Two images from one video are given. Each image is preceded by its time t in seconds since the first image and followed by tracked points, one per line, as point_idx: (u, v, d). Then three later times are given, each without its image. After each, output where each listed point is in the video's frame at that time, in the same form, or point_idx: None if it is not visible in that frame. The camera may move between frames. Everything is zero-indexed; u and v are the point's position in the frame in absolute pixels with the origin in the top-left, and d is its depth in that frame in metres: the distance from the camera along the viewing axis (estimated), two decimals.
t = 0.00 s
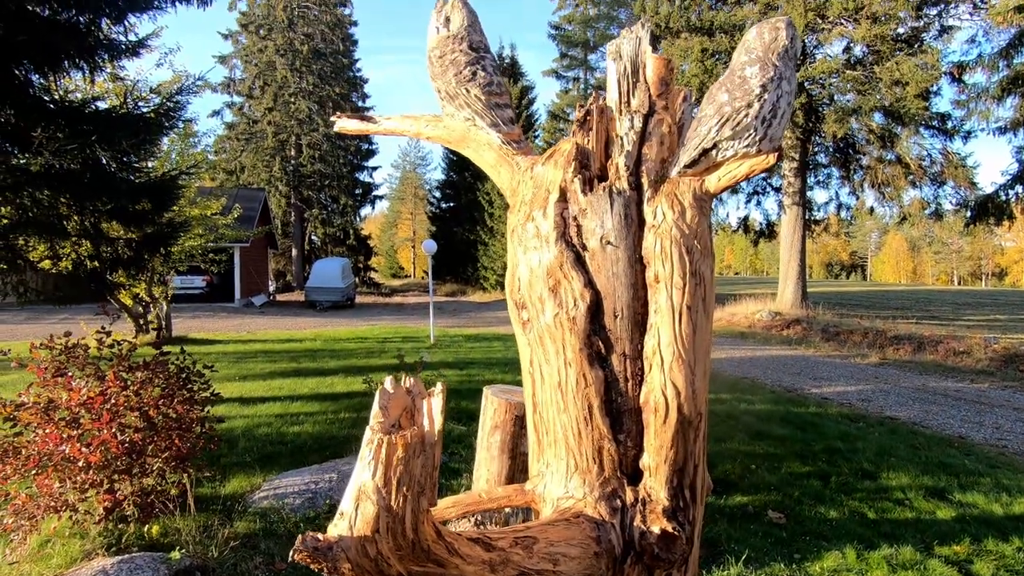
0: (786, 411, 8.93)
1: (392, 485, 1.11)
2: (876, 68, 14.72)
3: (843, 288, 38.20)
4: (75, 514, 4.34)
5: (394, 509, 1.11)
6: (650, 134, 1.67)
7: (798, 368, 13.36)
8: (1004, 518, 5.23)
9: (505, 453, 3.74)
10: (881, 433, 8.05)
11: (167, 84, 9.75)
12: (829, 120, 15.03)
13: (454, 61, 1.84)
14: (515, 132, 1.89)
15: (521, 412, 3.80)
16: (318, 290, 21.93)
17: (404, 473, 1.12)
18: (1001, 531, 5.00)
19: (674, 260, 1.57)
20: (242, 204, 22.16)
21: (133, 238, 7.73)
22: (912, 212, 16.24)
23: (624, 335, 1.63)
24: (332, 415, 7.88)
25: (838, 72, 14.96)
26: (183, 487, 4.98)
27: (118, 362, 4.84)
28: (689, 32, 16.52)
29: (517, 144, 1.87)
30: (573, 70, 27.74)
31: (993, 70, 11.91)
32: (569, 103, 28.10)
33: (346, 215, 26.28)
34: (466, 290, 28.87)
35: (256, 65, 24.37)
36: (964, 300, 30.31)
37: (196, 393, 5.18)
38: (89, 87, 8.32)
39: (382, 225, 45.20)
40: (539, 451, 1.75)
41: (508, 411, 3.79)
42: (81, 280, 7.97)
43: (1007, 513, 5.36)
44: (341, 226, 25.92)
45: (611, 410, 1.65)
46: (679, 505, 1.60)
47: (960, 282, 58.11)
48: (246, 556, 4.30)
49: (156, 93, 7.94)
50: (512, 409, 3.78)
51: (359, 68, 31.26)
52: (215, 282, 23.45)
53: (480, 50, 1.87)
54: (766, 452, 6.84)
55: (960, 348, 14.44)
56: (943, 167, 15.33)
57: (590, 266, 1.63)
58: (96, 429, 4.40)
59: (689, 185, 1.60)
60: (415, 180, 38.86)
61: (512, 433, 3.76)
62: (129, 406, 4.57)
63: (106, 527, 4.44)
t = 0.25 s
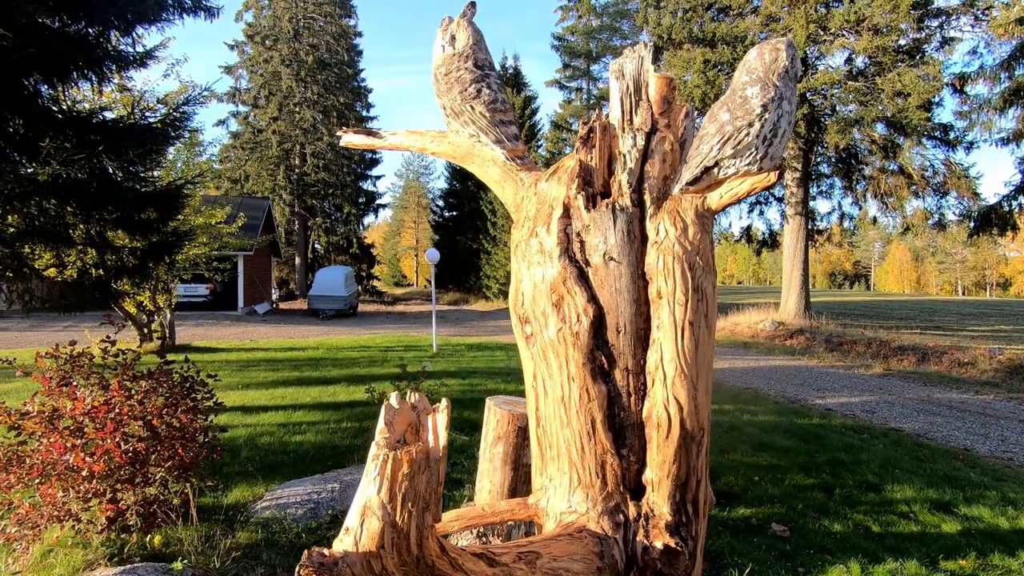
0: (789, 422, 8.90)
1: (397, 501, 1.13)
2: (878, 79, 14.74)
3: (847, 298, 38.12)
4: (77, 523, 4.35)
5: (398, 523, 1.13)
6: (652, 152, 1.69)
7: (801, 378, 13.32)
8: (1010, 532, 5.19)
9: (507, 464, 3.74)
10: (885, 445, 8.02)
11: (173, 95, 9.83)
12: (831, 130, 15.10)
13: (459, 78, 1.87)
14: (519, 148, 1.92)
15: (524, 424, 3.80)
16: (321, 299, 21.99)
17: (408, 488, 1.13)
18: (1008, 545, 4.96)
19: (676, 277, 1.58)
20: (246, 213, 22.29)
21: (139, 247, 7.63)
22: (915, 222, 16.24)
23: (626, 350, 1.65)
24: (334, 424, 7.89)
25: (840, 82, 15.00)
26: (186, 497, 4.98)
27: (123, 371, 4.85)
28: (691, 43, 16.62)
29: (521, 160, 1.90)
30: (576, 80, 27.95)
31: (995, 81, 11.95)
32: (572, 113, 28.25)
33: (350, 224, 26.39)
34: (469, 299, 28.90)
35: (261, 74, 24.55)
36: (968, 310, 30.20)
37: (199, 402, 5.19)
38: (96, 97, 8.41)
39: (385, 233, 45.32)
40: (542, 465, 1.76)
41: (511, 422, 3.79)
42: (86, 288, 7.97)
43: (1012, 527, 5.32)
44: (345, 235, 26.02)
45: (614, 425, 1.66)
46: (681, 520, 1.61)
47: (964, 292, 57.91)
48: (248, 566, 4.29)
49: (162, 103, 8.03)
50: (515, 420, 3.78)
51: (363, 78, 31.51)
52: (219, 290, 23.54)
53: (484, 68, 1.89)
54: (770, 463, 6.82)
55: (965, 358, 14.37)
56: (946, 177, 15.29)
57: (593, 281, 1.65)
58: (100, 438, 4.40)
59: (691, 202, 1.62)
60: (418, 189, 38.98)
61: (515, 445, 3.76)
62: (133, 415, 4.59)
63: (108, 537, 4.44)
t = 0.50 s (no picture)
0: (791, 429, 8.89)
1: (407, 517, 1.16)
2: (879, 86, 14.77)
3: (848, 304, 38.04)
4: (81, 530, 4.36)
5: (407, 539, 1.16)
6: (657, 168, 1.72)
7: (803, 385, 13.30)
8: (1013, 541, 5.18)
9: (510, 472, 3.74)
10: (887, 453, 8.01)
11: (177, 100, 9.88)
12: (832, 137, 15.13)
13: (465, 93, 1.89)
14: (525, 163, 1.94)
15: (527, 432, 3.81)
16: (322, 303, 22.01)
17: (418, 505, 1.17)
18: (1011, 555, 4.95)
19: (681, 292, 1.60)
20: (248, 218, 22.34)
21: (142, 252, 7.62)
22: (917, 228, 16.24)
23: (631, 363, 1.66)
24: (336, 430, 7.89)
25: (841, 89, 15.05)
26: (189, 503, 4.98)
27: (127, 378, 4.85)
28: (693, 50, 16.68)
29: (527, 175, 1.92)
30: (577, 86, 28.06)
31: (996, 88, 11.98)
32: (574, 118, 28.32)
33: (351, 228, 26.43)
34: (470, 304, 28.90)
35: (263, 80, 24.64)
36: (970, 316, 30.12)
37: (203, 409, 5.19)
38: (100, 103, 8.45)
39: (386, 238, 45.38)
40: (547, 477, 1.78)
41: (513, 430, 3.79)
42: (88, 293, 7.86)
43: (1015, 536, 5.31)
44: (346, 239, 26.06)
45: (619, 438, 1.67)
46: (685, 533, 1.62)
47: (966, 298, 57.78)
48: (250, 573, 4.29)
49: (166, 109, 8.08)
50: (517, 428, 3.78)
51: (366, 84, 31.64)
52: (221, 294, 23.58)
53: (491, 84, 1.92)
54: (772, 471, 6.81)
55: (967, 365, 14.33)
56: (947, 184, 15.31)
57: (598, 295, 1.67)
58: (104, 445, 4.40)
59: (695, 218, 1.65)
60: (419, 194, 39.06)
61: (518, 452, 3.76)
62: (136, 422, 4.60)
63: (111, 544, 4.45)
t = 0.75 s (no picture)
0: (793, 440, 8.87)
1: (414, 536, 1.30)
2: (879, 97, 14.82)
3: (851, 313, 37.90)
4: (85, 540, 4.37)
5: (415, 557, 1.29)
6: (660, 187, 1.74)
7: (805, 395, 13.25)
8: (1018, 555, 5.16)
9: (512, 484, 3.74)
10: (890, 464, 7.98)
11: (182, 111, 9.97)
12: (834, 147, 15.16)
13: (471, 112, 1.92)
14: (529, 180, 1.97)
15: (530, 443, 3.81)
16: (324, 312, 22.03)
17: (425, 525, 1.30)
18: (1015, 569, 4.93)
19: (683, 309, 1.62)
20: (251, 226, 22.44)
21: (146, 261, 7.71)
22: (919, 238, 16.25)
23: (634, 380, 1.68)
24: (337, 440, 7.89)
25: (842, 100, 15.13)
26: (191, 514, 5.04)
27: (131, 388, 4.86)
28: (694, 60, 16.79)
29: (532, 192, 1.95)
30: (579, 96, 28.22)
31: (997, 100, 12.03)
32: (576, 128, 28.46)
33: (354, 237, 26.52)
34: (471, 313, 28.90)
35: (268, 90, 24.82)
36: (974, 326, 29.99)
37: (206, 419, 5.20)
38: (107, 114, 8.53)
39: (388, 246, 45.45)
40: (551, 491, 1.79)
41: (516, 442, 3.80)
42: (92, 301, 7.75)
43: (1019, 549, 5.28)
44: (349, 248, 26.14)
45: (622, 453, 1.69)
46: (689, 548, 1.64)
47: (969, 308, 57.54)
48: None
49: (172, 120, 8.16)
50: (520, 439, 3.79)
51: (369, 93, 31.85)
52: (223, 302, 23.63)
53: (496, 102, 1.95)
54: (774, 482, 6.79)
55: (971, 376, 14.26)
56: (948, 194, 15.35)
57: (601, 312, 1.69)
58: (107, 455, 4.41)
59: (698, 237, 1.67)
60: (422, 203, 39.17)
61: (520, 464, 3.77)
62: (140, 432, 4.60)
63: (114, 554, 4.48)
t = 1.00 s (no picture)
0: (798, 455, 8.81)
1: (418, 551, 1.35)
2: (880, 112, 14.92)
3: (855, 326, 37.72)
4: (86, 553, 4.36)
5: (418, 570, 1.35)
6: (661, 204, 1.77)
7: (810, 410, 13.18)
8: None
9: (514, 499, 3.73)
10: (896, 479, 7.91)
11: (189, 125, 10.08)
12: (835, 161, 15.21)
13: (475, 130, 1.95)
14: (533, 197, 2.00)
15: (532, 457, 3.81)
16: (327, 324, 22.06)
17: (430, 538, 1.36)
18: None
19: (685, 324, 1.64)
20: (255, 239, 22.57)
21: (150, 274, 7.80)
22: (921, 252, 16.25)
23: (637, 395, 1.70)
24: (340, 453, 7.88)
25: (843, 115, 15.23)
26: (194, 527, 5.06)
27: (134, 400, 4.87)
28: (696, 76, 16.95)
29: (535, 209, 1.98)
30: (582, 110, 28.44)
31: (997, 115, 12.11)
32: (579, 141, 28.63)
33: (357, 250, 26.62)
34: (474, 326, 28.88)
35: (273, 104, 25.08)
36: (980, 339, 29.82)
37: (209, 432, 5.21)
38: (115, 129, 8.64)
39: (392, 259, 45.59)
40: (554, 506, 1.80)
41: (518, 456, 3.79)
42: (94, 313, 8.05)
43: None
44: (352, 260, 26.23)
45: (625, 468, 1.69)
46: (692, 564, 1.64)
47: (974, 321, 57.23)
48: None
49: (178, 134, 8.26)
50: (522, 454, 3.79)
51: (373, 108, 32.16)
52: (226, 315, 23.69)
53: (500, 121, 1.98)
54: (778, 498, 6.74)
55: (976, 390, 14.16)
56: (951, 208, 15.38)
57: (604, 327, 1.71)
58: (110, 468, 4.41)
59: (699, 253, 1.69)
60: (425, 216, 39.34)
61: (523, 478, 3.76)
62: (142, 445, 4.60)
63: (115, 568, 4.49)
